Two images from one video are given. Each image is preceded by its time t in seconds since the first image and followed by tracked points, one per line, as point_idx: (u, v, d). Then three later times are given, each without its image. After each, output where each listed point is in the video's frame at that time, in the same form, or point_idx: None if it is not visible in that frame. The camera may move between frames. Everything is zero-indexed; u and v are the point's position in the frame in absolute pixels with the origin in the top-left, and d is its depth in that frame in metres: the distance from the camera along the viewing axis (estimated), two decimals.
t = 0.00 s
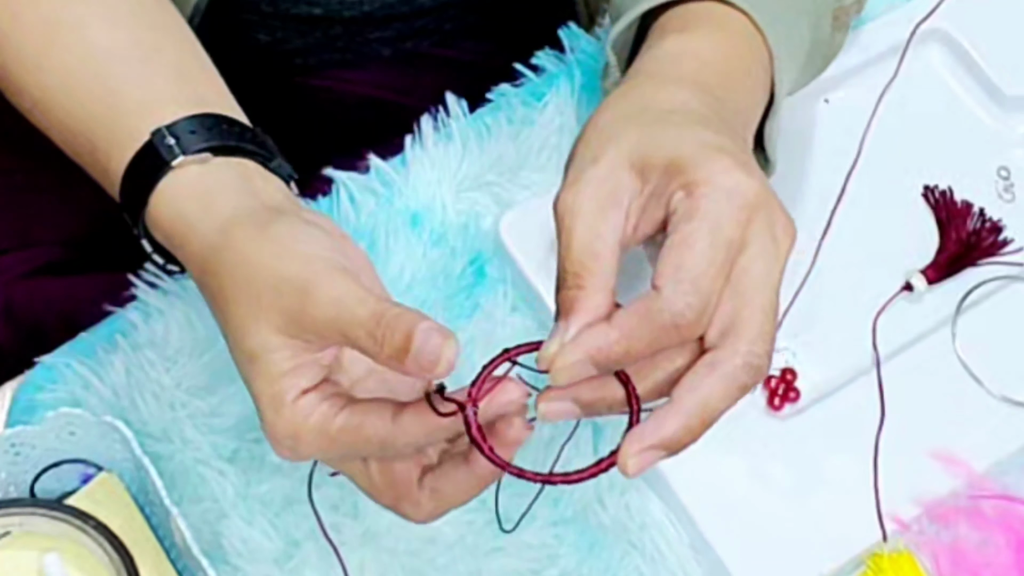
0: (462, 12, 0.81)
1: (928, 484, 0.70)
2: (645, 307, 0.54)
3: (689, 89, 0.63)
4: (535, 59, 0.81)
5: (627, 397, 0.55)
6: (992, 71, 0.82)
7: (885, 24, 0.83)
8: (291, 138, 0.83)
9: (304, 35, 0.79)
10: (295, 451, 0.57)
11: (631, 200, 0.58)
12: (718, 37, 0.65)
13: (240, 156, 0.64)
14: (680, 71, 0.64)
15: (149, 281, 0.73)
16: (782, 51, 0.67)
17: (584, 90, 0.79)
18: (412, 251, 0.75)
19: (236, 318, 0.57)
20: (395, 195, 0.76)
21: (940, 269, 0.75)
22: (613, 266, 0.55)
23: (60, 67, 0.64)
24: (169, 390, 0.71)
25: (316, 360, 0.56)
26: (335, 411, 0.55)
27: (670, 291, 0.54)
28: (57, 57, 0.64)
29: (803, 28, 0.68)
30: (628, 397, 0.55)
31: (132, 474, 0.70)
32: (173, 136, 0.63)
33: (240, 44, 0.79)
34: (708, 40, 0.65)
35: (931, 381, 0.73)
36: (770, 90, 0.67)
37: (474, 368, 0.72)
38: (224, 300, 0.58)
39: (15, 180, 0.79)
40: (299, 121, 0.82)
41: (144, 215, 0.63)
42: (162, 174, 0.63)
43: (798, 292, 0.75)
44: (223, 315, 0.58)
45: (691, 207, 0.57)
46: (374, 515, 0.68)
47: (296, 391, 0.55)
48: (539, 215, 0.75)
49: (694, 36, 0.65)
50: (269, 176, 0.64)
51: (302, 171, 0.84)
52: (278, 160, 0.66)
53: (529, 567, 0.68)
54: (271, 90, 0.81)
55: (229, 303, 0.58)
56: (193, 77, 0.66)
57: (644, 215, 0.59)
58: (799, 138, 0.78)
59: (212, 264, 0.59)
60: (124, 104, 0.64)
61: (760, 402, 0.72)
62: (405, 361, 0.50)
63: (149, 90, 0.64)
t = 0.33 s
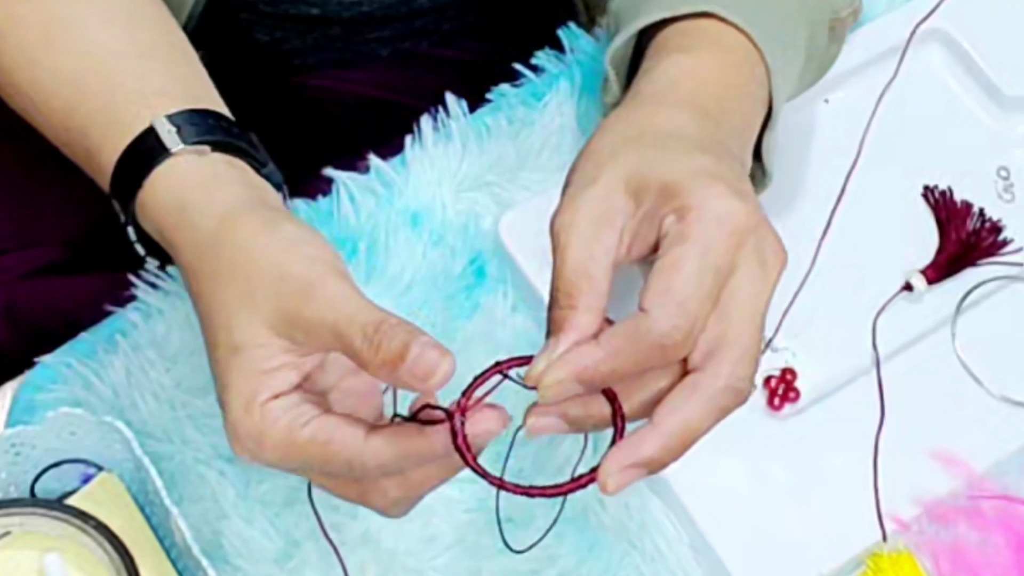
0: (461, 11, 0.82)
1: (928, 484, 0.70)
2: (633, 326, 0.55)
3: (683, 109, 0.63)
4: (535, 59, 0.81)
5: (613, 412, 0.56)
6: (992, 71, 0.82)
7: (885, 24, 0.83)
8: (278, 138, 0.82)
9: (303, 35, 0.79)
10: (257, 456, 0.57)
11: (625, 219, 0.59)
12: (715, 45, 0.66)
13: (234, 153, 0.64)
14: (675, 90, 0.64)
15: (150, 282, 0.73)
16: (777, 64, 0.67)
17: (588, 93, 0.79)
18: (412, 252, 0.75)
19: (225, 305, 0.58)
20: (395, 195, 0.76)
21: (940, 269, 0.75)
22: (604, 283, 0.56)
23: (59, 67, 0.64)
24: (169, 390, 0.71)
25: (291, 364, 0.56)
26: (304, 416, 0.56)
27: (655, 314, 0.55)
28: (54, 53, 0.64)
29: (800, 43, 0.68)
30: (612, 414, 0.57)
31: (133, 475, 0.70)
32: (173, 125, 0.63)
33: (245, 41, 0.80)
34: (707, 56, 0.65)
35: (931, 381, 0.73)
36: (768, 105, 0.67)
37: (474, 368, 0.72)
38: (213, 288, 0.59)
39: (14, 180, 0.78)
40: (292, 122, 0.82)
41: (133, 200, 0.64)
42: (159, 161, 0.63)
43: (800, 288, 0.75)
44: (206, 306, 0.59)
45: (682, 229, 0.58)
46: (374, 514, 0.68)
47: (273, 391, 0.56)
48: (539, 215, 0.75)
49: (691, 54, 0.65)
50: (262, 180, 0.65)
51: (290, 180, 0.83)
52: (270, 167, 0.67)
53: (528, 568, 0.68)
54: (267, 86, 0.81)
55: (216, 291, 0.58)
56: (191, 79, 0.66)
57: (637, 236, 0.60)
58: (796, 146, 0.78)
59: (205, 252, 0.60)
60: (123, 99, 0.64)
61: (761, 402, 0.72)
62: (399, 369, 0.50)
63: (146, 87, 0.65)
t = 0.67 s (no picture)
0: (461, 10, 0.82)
1: (927, 484, 0.70)
2: (632, 332, 0.56)
3: (729, 118, 0.64)
4: (535, 59, 0.81)
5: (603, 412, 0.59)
6: (992, 71, 0.82)
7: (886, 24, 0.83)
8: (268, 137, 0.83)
9: (304, 34, 0.79)
10: (250, 446, 0.59)
11: (654, 223, 0.59)
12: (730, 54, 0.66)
13: (213, 152, 0.65)
14: (723, 96, 0.64)
15: (150, 282, 0.73)
16: (817, 64, 0.67)
17: (604, 92, 0.80)
18: (412, 252, 0.75)
19: (210, 303, 0.58)
20: (396, 195, 0.76)
21: (940, 269, 0.75)
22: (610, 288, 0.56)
23: (41, 65, 0.64)
24: (169, 390, 0.71)
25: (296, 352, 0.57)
26: (301, 403, 0.57)
27: (657, 323, 0.56)
28: (35, 50, 0.63)
29: (835, 37, 0.68)
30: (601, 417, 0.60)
31: (133, 475, 0.70)
32: (150, 121, 0.63)
33: (241, 39, 0.80)
34: (752, 60, 0.66)
35: (930, 381, 0.73)
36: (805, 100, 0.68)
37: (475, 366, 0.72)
38: (195, 286, 0.59)
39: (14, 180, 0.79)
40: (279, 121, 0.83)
41: (109, 196, 0.64)
42: (134, 158, 0.63)
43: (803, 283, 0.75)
44: (189, 304, 0.60)
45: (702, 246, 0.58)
46: (374, 514, 0.69)
47: (270, 378, 0.57)
48: (538, 215, 0.75)
49: (738, 56, 0.65)
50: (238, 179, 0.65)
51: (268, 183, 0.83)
52: (248, 168, 0.67)
53: (528, 567, 0.68)
54: (253, 86, 0.82)
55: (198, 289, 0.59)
56: (172, 82, 0.66)
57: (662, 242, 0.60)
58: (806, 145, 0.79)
59: (182, 250, 0.60)
60: (102, 97, 0.64)
61: (761, 402, 0.72)
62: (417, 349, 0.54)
63: (127, 86, 0.64)
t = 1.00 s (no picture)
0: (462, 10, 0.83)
1: (927, 484, 0.70)
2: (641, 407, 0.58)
3: (732, 159, 0.66)
4: (535, 59, 0.81)
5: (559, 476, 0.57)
6: (991, 71, 0.82)
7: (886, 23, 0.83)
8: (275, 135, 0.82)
9: (303, 32, 0.79)
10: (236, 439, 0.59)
11: (659, 285, 0.62)
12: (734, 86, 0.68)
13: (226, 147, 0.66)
14: (723, 135, 0.67)
15: (151, 282, 0.74)
16: (807, 96, 0.70)
17: (604, 94, 0.80)
18: (412, 252, 0.75)
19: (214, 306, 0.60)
20: (396, 195, 0.76)
21: (939, 269, 0.75)
22: (620, 349, 0.59)
23: (64, 61, 0.65)
24: (170, 390, 0.71)
25: (288, 357, 0.59)
26: (286, 405, 0.58)
27: (662, 399, 0.58)
28: (56, 42, 0.65)
29: (822, 55, 0.71)
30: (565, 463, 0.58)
31: (133, 474, 0.70)
32: (172, 119, 0.64)
33: (242, 37, 0.80)
34: (753, 97, 0.68)
35: (930, 380, 0.73)
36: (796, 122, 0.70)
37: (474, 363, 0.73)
38: (208, 284, 0.61)
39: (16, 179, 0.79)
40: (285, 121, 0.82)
41: (131, 188, 0.65)
42: (155, 155, 0.64)
43: (807, 272, 0.75)
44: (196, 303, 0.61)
45: (708, 326, 0.61)
46: (374, 514, 0.69)
47: (263, 377, 0.58)
48: (537, 214, 0.75)
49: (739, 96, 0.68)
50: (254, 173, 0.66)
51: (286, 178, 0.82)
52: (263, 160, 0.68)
53: (527, 565, 0.68)
54: (253, 85, 0.82)
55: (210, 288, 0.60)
56: (188, 74, 0.67)
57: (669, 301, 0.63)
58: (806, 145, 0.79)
59: (199, 247, 0.62)
60: (122, 90, 0.65)
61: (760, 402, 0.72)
62: (399, 381, 0.55)
63: (146, 79, 0.66)
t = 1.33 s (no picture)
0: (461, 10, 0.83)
1: (927, 483, 0.70)
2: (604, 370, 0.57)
3: (709, 146, 0.66)
4: (535, 60, 0.81)
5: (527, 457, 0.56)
6: (991, 71, 0.82)
7: (886, 24, 0.83)
8: (270, 135, 0.82)
9: (302, 32, 0.80)
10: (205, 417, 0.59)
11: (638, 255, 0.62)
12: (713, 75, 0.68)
13: (215, 133, 0.66)
14: (703, 121, 0.67)
15: (151, 283, 0.74)
16: (788, 90, 0.70)
17: (603, 92, 0.80)
18: (411, 252, 0.75)
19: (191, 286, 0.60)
20: (396, 195, 0.77)
21: (938, 268, 0.75)
22: (594, 319, 0.59)
23: (56, 49, 0.65)
24: (170, 389, 0.71)
25: (265, 341, 0.59)
26: (257, 384, 0.58)
27: (630, 359, 0.57)
28: (49, 30, 0.65)
29: (804, 49, 0.71)
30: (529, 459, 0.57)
31: (134, 473, 0.70)
32: (160, 102, 0.64)
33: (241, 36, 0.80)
34: (732, 84, 0.68)
35: (929, 381, 0.73)
36: (776, 115, 0.70)
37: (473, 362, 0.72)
38: (186, 263, 0.61)
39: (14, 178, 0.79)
40: (280, 122, 0.82)
41: (117, 168, 0.65)
42: (143, 138, 0.64)
43: (806, 270, 0.75)
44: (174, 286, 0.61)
45: (680, 291, 0.60)
46: (374, 512, 0.69)
47: (239, 358, 0.58)
48: (536, 213, 0.75)
49: (719, 84, 0.68)
50: (241, 160, 0.66)
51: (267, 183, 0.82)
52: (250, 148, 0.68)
53: (528, 564, 0.68)
54: (253, 87, 0.82)
55: (190, 267, 0.60)
56: (183, 68, 0.67)
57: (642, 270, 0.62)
58: (806, 147, 0.79)
59: (182, 229, 0.62)
60: (114, 80, 0.65)
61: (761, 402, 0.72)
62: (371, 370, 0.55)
63: (137, 66, 0.66)
